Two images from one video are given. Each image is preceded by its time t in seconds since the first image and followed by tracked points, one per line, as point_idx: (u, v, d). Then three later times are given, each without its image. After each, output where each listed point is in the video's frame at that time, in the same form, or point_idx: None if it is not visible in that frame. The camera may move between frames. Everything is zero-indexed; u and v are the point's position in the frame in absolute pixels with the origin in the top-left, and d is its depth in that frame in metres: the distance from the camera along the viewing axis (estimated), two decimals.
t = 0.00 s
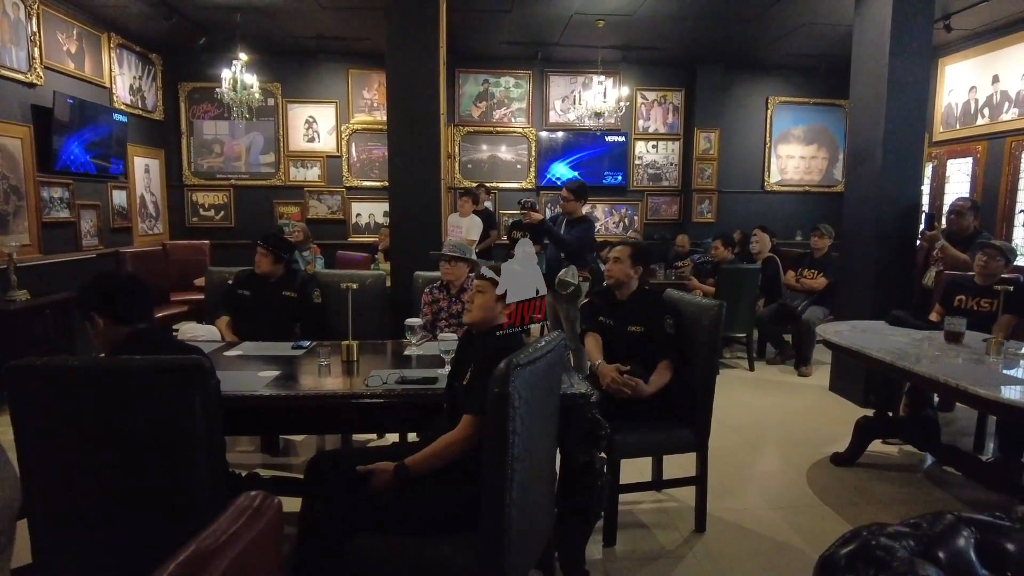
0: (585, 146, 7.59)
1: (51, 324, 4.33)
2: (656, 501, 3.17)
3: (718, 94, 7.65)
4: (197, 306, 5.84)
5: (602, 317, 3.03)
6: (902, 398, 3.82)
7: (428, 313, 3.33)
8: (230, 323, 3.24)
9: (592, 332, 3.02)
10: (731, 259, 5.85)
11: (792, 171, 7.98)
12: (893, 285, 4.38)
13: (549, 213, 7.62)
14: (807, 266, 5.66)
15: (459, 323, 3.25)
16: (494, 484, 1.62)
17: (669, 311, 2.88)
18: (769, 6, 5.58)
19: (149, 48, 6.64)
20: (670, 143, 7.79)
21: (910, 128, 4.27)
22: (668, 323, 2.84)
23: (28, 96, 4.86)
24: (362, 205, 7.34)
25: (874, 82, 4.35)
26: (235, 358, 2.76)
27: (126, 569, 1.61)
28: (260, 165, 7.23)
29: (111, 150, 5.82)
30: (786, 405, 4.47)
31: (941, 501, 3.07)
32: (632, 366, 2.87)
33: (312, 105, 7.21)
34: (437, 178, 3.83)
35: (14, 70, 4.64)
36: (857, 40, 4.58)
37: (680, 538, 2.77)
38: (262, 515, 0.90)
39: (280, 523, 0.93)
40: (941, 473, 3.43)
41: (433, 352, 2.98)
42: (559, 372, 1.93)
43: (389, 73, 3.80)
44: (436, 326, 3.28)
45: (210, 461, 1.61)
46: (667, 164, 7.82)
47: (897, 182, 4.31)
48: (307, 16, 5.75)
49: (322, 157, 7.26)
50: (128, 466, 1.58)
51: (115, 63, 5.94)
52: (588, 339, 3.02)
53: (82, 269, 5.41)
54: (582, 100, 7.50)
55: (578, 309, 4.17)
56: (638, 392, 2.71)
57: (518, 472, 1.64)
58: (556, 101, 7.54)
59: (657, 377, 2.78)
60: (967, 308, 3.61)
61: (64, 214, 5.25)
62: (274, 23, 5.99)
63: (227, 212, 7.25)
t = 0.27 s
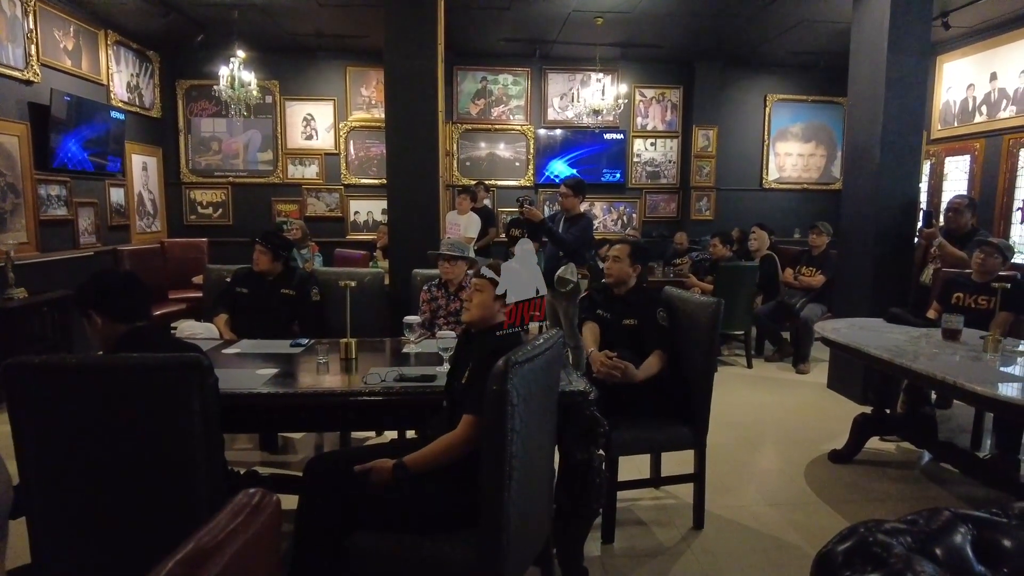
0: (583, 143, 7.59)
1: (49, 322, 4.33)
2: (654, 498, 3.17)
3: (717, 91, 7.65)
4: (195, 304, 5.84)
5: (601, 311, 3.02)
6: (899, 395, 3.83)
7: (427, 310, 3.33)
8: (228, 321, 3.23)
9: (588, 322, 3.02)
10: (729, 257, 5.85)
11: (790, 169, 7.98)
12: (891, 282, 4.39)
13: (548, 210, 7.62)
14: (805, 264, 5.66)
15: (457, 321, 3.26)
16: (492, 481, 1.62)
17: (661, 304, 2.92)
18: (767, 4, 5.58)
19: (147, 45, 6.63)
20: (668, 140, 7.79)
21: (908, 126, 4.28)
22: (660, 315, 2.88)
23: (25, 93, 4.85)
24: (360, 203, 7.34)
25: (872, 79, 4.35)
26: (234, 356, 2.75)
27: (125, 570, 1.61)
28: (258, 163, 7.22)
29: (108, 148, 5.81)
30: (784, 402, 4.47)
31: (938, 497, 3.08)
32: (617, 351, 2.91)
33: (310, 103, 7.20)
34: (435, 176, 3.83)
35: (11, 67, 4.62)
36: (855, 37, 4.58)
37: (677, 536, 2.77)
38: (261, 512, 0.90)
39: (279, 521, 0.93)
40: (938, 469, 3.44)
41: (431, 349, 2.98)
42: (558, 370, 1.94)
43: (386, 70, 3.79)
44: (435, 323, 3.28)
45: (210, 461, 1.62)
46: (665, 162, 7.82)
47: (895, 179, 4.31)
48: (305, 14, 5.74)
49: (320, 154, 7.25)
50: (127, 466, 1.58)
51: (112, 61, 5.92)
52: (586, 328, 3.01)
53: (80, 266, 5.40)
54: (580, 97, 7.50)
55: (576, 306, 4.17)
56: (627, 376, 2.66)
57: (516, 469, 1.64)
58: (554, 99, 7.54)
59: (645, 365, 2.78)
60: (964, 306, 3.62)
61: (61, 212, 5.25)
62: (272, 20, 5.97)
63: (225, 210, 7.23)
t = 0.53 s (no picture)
0: (583, 141, 7.58)
1: (48, 319, 4.32)
2: (654, 496, 3.17)
3: (716, 89, 7.65)
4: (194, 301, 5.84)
5: (600, 308, 3.02)
6: (898, 393, 3.83)
7: (426, 309, 3.33)
8: (228, 318, 3.22)
9: (587, 317, 3.01)
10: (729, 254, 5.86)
11: (790, 166, 7.98)
12: (890, 280, 4.40)
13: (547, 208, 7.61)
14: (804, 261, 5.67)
15: (457, 319, 3.26)
16: (492, 479, 1.62)
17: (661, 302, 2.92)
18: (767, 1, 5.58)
19: (145, 42, 6.61)
20: (668, 138, 7.79)
21: (908, 123, 4.28)
22: (659, 313, 2.88)
23: (24, 91, 4.84)
24: (359, 200, 7.33)
25: (872, 76, 4.34)
26: (233, 354, 2.75)
27: (126, 570, 1.61)
28: (257, 161, 7.21)
29: (107, 146, 5.81)
30: (783, 400, 4.48)
31: (937, 495, 3.09)
32: (615, 346, 2.89)
33: (309, 101, 7.19)
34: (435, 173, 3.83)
35: (9, 64, 4.61)
36: (854, 35, 4.58)
37: (677, 533, 2.78)
38: (263, 509, 0.91)
39: (280, 517, 0.94)
40: (937, 467, 3.45)
41: (431, 347, 2.98)
42: (558, 368, 1.94)
43: (385, 67, 3.79)
44: (434, 322, 3.28)
45: (210, 460, 1.61)
46: (664, 159, 7.82)
47: (894, 176, 4.32)
48: (305, 11, 5.73)
49: (319, 152, 7.24)
50: (127, 466, 1.58)
51: (111, 58, 5.91)
52: (582, 326, 2.99)
53: (80, 264, 5.40)
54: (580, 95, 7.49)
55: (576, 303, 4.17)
56: (620, 370, 2.66)
57: (517, 467, 1.64)
58: (553, 96, 7.53)
59: (645, 360, 2.79)
60: (963, 303, 3.62)
61: (61, 210, 5.24)
62: (271, 18, 5.96)
63: (224, 208, 7.23)
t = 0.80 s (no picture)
0: (583, 139, 7.57)
1: (49, 317, 4.32)
2: (654, 493, 3.18)
3: (716, 87, 7.64)
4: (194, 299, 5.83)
5: (602, 307, 3.02)
6: (898, 391, 3.84)
7: (427, 306, 3.32)
8: (228, 316, 3.23)
9: (588, 319, 3.00)
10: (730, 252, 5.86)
11: (790, 164, 7.98)
12: (890, 278, 4.40)
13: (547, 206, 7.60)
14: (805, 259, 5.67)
15: (457, 317, 3.26)
16: (493, 477, 1.62)
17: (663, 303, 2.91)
18: None
19: (144, 40, 6.60)
20: (668, 135, 7.78)
21: (908, 121, 4.27)
22: (662, 314, 2.87)
23: (24, 89, 4.84)
24: (359, 198, 7.33)
25: (873, 74, 4.34)
26: (234, 352, 2.75)
27: (126, 569, 1.61)
28: (257, 159, 7.21)
29: (107, 144, 5.80)
30: (783, 398, 4.48)
31: (937, 492, 3.09)
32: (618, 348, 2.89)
33: (309, 99, 7.18)
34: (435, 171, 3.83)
35: (9, 62, 4.61)
36: (855, 32, 4.58)
37: (678, 531, 2.78)
38: (265, 507, 0.91)
39: (283, 515, 0.94)
40: (937, 465, 3.46)
41: (432, 345, 2.98)
42: (558, 366, 1.94)
43: (385, 65, 3.78)
44: (435, 320, 3.28)
45: (210, 460, 1.62)
46: (664, 157, 7.81)
47: (895, 174, 4.32)
48: (305, 9, 5.72)
49: (319, 150, 7.24)
50: (127, 465, 1.58)
51: (111, 56, 5.90)
52: (584, 326, 2.98)
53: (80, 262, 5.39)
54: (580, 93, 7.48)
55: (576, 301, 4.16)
56: (622, 376, 2.67)
57: (517, 465, 1.64)
58: (553, 94, 7.53)
59: (647, 364, 2.78)
60: (963, 301, 3.63)
61: (61, 208, 5.24)
62: (271, 15, 5.95)
63: (224, 206, 7.23)
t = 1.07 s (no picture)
0: (584, 137, 7.57)
1: (51, 316, 4.33)
2: (655, 492, 3.18)
3: (717, 85, 7.63)
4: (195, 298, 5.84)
5: (609, 307, 3.05)
6: (900, 389, 3.84)
7: (429, 305, 3.32)
8: (230, 314, 3.24)
9: (595, 317, 3.03)
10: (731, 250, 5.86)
11: (791, 162, 7.98)
12: (892, 276, 4.40)
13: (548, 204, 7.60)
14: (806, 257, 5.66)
15: (459, 315, 3.26)
16: (495, 475, 1.62)
17: (669, 305, 2.88)
18: None
19: (145, 38, 6.59)
20: (670, 134, 7.78)
21: (910, 119, 4.27)
22: (670, 316, 2.85)
23: (24, 88, 4.84)
24: (360, 197, 7.32)
25: (874, 72, 4.33)
26: (236, 350, 2.75)
27: (127, 568, 1.61)
28: (258, 157, 7.21)
29: (108, 142, 5.80)
30: (784, 396, 4.48)
31: (938, 491, 3.09)
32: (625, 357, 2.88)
33: (310, 97, 7.18)
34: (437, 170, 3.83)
35: (10, 60, 4.60)
36: (857, 30, 4.57)
37: (679, 529, 2.79)
38: (269, 505, 0.91)
39: (286, 514, 0.94)
40: (938, 463, 3.46)
41: (434, 343, 2.98)
42: (560, 364, 1.94)
43: (386, 64, 3.78)
44: (437, 318, 3.28)
45: (212, 459, 1.62)
46: (666, 155, 7.81)
47: (896, 172, 4.31)
48: (306, 7, 5.71)
49: (320, 148, 7.24)
50: (129, 464, 1.58)
51: (111, 54, 5.90)
52: (592, 324, 3.02)
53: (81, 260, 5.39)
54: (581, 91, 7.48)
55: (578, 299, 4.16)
56: (629, 380, 2.66)
57: (519, 463, 1.65)
58: (554, 92, 7.52)
59: (653, 366, 2.77)
60: (965, 299, 3.62)
61: (62, 206, 5.24)
62: (271, 13, 5.94)
63: (225, 205, 7.23)
